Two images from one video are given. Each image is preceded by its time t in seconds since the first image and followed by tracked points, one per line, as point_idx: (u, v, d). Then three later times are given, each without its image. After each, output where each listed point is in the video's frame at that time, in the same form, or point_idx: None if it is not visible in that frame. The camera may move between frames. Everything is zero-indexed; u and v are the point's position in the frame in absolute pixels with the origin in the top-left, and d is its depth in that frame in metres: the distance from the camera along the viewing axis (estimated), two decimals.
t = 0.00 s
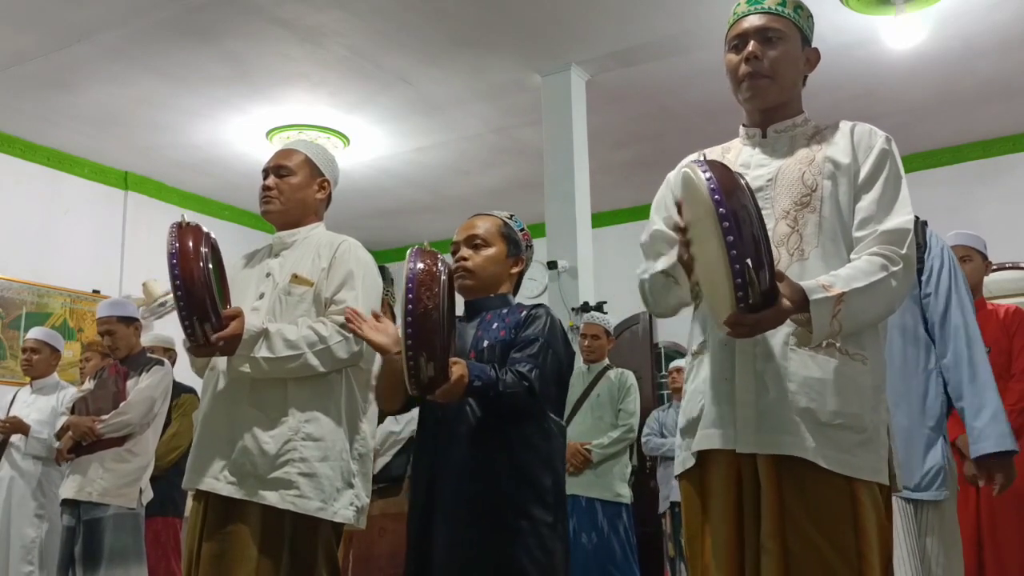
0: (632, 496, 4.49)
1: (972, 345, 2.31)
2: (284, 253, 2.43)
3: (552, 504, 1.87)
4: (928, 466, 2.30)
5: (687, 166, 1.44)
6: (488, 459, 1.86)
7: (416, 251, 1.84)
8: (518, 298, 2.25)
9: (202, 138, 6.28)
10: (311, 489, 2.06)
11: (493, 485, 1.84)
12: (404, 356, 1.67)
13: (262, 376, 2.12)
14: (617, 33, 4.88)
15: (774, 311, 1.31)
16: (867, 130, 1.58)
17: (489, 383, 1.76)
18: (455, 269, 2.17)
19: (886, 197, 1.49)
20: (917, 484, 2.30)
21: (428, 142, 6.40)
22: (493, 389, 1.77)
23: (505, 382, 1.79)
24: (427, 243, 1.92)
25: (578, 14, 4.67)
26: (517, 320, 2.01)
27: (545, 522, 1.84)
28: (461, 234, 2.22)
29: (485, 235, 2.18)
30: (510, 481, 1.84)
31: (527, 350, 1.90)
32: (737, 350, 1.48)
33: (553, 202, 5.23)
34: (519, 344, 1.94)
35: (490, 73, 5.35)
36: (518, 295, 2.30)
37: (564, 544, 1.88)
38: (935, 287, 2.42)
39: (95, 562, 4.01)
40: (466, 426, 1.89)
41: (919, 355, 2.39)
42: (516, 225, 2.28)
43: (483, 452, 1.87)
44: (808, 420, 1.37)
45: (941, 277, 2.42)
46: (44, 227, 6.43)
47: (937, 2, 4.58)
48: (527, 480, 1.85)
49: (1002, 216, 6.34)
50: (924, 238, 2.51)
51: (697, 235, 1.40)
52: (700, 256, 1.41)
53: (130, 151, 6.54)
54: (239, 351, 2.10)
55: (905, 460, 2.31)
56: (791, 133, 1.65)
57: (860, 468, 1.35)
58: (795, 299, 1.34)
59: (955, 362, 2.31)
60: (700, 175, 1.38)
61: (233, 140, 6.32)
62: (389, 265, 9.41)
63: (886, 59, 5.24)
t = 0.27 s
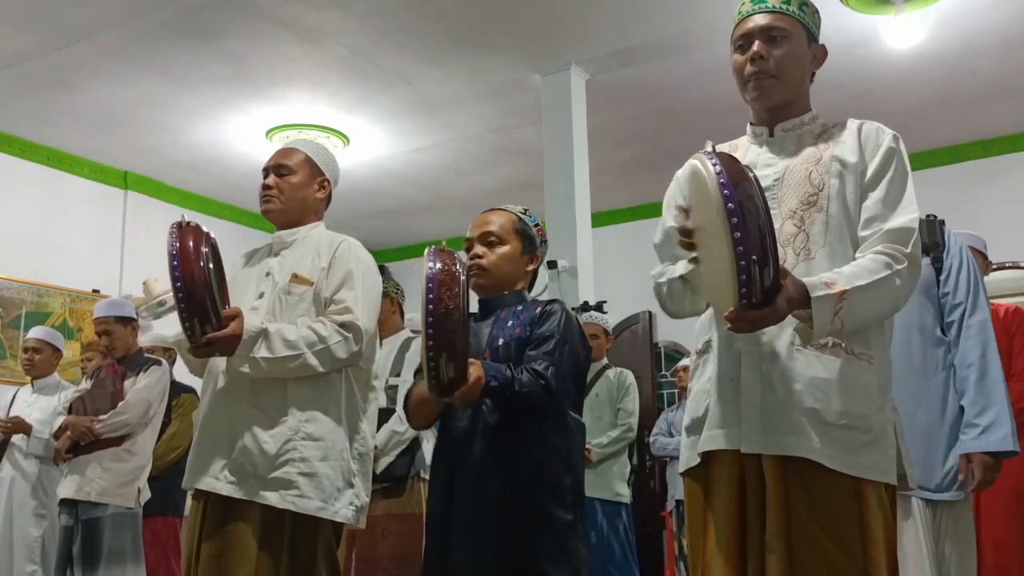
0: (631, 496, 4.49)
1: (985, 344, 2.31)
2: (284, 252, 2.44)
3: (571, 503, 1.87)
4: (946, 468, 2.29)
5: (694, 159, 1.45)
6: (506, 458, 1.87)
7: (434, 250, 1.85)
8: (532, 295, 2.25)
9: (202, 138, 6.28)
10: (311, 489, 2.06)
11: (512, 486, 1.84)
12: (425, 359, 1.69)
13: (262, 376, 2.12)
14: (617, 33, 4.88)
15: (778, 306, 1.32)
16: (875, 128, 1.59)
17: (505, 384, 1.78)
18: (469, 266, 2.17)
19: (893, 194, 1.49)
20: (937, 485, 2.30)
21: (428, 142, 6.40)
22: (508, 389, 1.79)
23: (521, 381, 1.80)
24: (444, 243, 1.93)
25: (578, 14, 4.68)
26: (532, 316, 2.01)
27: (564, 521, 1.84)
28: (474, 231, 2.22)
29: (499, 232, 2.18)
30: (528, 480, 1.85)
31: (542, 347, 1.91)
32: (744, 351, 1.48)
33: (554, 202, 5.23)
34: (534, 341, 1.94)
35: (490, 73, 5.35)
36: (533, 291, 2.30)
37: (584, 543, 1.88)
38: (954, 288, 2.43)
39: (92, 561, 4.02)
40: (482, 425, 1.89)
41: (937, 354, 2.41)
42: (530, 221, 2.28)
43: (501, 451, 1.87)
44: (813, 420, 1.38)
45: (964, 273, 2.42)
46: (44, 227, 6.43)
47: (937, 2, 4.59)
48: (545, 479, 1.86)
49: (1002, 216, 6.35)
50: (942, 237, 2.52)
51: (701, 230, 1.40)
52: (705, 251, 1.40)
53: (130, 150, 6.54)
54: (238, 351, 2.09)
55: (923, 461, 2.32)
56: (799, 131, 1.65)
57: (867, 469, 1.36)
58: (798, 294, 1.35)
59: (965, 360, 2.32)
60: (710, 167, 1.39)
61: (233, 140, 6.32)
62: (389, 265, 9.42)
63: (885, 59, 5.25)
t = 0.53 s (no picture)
0: (632, 496, 4.49)
1: (993, 344, 2.33)
2: (284, 253, 2.43)
3: (583, 506, 1.87)
4: (959, 467, 2.30)
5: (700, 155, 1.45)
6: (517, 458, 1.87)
7: (435, 255, 1.86)
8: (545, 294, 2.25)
9: (202, 138, 6.28)
10: (311, 490, 2.06)
11: (524, 488, 1.84)
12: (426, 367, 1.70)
13: (262, 376, 2.12)
14: (617, 33, 4.88)
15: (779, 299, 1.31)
16: (881, 129, 1.58)
17: (517, 386, 1.78)
18: (482, 264, 2.17)
19: (898, 196, 1.49)
20: (951, 485, 2.30)
21: (428, 142, 6.40)
22: (521, 391, 1.78)
23: (534, 384, 1.80)
24: (446, 247, 1.94)
25: (578, 14, 4.67)
26: (545, 316, 2.01)
27: (576, 524, 1.83)
28: (486, 229, 2.22)
29: (511, 231, 2.18)
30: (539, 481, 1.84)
31: (555, 349, 1.91)
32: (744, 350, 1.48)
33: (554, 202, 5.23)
34: (547, 343, 1.94)
35: (490, 73, 5.35)
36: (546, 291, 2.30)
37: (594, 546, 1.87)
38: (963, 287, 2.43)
39: (93, 561, 4.02)
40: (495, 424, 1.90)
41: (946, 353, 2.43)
42: (543, 219, 2.28)
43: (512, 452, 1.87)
44: (813, 420, 1.38)
45: (973, 272, 2.42)
46: (44, 226, 6.43)
47: (937, 2, 4.58)
48: (558, 481, 1.85)
49: (1002, 216, 6.35)
50: (950, 236, 2.52)
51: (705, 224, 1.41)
52: (712, 249, 1.41)
53: (130, 151, 6.54)
54: (239, 351, 2.09)
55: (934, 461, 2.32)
56: (805, 131, 1.65)
57: (868, 469, 1.36)
58: (799, 290, 1.34)
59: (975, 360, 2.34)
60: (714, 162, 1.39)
61: (233, 140, 6.32)
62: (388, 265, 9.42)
63: (885, 59, 5.25)
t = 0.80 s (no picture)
0: (634, 496, 4.50)
1: (999, 343, 2.37)
2: (284, 253, 2.43)
3: (590, 507, 1.87)
4: (955, 467, 2.34)
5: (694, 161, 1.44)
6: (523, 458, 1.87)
7: (436, 255, 1.86)
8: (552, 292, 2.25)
9: (202, 138, 6.28)
10: (311, 489, 2.06)
11: (531, 489, 1.84)
12: (426, 361, 1.70)
13: (262, 376, 2.12)
14: (617, 33, 4.88)
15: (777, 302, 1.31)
16: (875, 129, 1.59)
17: (521, 386, 1.76)
18: (488, 264, 2.18)
19: (893, 196, 1.50)
20: (947, 485, 2.34)
21: (428, 142, 6.40)
22: (526, 391, 1.76)
23: (539, 383, 1.79)
24: (446, 246, 1.95)
25: (578, 14, 4.67)
26: (552, 316, 2.01)
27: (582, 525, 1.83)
28: (493, 228, 2.22)
29: (517, 229, 2.19)
30: (545, 482, 1.84)
31: (561, 348, 1.90)
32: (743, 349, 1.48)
33: (554, 202, 5.23)
34: (553, 342, 1.93)
35: (490, 73, 5.35)
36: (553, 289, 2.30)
37: (600, 548, 1.87)
38: (954, 287, 2.47)
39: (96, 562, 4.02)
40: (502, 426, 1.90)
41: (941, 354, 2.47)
42: (550, 218, 2.29)
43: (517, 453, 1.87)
44: (812, 418, 1.38)
45: (964, 272, 2.46)
46: (44, 227, 6.43)
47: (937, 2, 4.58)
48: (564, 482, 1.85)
49: (1002, 216, 6.35)
50: (941, 237, 2.55)
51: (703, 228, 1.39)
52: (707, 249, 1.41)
53: (131, 151, 6.54)
54: (238, 351, 2.09)
55: (931, 462, 2.36)
56: (800, 131, 1.65)
57: (868, 469, 1.36)
58: (797, 292, 1.34)
59: (977, 360, 2.38)
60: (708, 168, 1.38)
61: (233, 140, 6.32)
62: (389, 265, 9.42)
63: (886, 59, 5.25)
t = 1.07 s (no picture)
0: (636, 496, 4.50)
1: (967, 340, 2.41)
2: (284, 253, 2.44)
3: (588, 507, 1.87)
4: (931, 462, 2.35)
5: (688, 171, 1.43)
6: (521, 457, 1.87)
7: (434, 259, 1.87)
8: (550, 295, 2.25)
9: (202, 138, 6.28)
10: (311, 489, 2.06)
11: (530, 489, 1.84)
12: (428, 365, 1.71)
13: (263, 376, 2.12)
14: (617, 33, 4.88)
15: (771, 309, 1.31)
16: (864, 129, 1.59)
17: (519, 390, 1.78)
18: (486, 268, 2.16)
19: (883, 197, 1.50)
20: (922, 479, 2.35)
21: (428, 142, 6.41)
22: (523, 396, 1.79)
23: (536, 387, 1.80)
24: (445, 250, 1.95)
25: (578, 14, 4.68)
26: (548, 319, 2.00)
27: (581, 524, 1.84)
28: (491, 231, 2.21)
29: (515, 232, 2.17)
30: (543, 481, 1.85)
31: (558, 351, 1.90)
32: (734, 351, 1.48)
33: (554, 202, 5.23)
34: (550, 344, 1.93)
35: (490, 73, 5.35)
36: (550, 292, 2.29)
37: (599, 546, 1.88)
38: (931, 286, 2.51)
39: (105, 562, 4.02)
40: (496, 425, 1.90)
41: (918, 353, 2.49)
42: (547, 220, 2.28)
43: (515, 452, 1.87)
44: (803, 417, 1.38)
45: (939, 273, 2.51)
46: (44, 226, 6.44)
47: (937, 2, 4.58)
48: (563, 480, 1.86)
49: (1002, 216, 6.34)
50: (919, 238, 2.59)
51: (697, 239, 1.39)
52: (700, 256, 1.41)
53: (131, 151, 6.55)
54: (240, 351, 2.09)
55: (905, 457, 2.37)
56: (788, 131, 1.65)
57: (858, 466, 1.36)
58: (792, 297, 1.33)
59: (948, 358, 2.42)
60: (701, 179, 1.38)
61: (233, 140, 6.32)
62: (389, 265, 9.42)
63: (886, 59, 5.24)
